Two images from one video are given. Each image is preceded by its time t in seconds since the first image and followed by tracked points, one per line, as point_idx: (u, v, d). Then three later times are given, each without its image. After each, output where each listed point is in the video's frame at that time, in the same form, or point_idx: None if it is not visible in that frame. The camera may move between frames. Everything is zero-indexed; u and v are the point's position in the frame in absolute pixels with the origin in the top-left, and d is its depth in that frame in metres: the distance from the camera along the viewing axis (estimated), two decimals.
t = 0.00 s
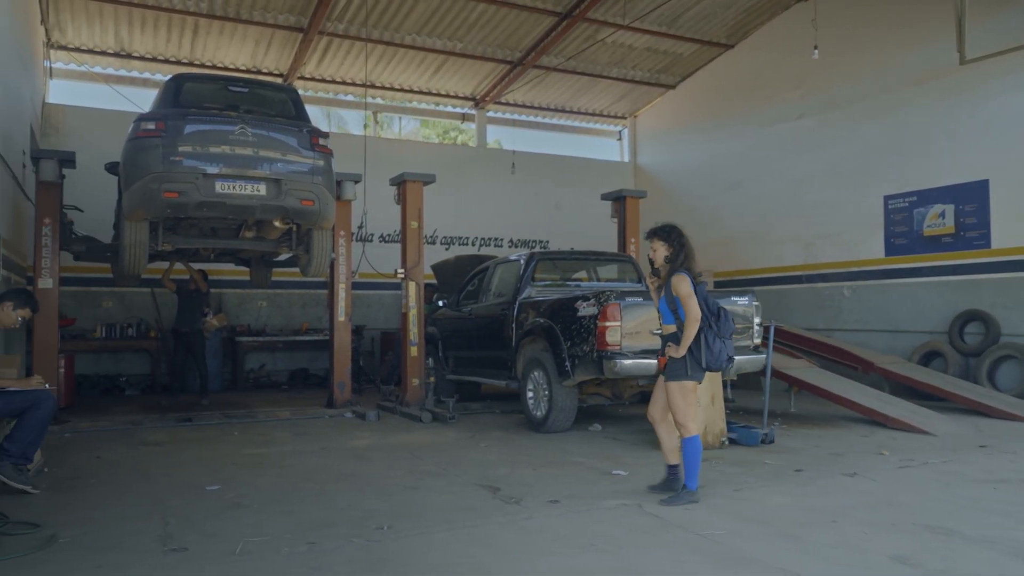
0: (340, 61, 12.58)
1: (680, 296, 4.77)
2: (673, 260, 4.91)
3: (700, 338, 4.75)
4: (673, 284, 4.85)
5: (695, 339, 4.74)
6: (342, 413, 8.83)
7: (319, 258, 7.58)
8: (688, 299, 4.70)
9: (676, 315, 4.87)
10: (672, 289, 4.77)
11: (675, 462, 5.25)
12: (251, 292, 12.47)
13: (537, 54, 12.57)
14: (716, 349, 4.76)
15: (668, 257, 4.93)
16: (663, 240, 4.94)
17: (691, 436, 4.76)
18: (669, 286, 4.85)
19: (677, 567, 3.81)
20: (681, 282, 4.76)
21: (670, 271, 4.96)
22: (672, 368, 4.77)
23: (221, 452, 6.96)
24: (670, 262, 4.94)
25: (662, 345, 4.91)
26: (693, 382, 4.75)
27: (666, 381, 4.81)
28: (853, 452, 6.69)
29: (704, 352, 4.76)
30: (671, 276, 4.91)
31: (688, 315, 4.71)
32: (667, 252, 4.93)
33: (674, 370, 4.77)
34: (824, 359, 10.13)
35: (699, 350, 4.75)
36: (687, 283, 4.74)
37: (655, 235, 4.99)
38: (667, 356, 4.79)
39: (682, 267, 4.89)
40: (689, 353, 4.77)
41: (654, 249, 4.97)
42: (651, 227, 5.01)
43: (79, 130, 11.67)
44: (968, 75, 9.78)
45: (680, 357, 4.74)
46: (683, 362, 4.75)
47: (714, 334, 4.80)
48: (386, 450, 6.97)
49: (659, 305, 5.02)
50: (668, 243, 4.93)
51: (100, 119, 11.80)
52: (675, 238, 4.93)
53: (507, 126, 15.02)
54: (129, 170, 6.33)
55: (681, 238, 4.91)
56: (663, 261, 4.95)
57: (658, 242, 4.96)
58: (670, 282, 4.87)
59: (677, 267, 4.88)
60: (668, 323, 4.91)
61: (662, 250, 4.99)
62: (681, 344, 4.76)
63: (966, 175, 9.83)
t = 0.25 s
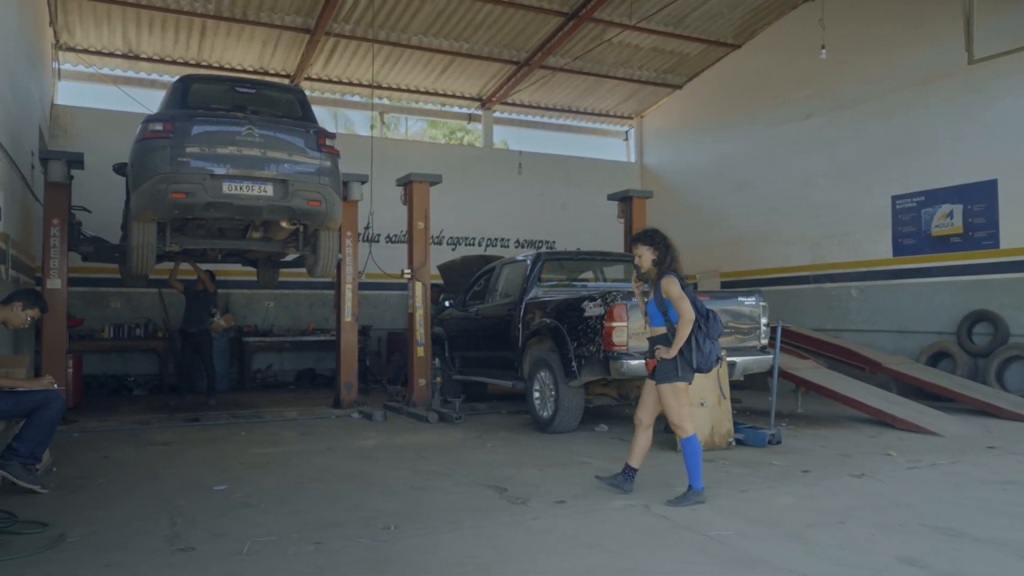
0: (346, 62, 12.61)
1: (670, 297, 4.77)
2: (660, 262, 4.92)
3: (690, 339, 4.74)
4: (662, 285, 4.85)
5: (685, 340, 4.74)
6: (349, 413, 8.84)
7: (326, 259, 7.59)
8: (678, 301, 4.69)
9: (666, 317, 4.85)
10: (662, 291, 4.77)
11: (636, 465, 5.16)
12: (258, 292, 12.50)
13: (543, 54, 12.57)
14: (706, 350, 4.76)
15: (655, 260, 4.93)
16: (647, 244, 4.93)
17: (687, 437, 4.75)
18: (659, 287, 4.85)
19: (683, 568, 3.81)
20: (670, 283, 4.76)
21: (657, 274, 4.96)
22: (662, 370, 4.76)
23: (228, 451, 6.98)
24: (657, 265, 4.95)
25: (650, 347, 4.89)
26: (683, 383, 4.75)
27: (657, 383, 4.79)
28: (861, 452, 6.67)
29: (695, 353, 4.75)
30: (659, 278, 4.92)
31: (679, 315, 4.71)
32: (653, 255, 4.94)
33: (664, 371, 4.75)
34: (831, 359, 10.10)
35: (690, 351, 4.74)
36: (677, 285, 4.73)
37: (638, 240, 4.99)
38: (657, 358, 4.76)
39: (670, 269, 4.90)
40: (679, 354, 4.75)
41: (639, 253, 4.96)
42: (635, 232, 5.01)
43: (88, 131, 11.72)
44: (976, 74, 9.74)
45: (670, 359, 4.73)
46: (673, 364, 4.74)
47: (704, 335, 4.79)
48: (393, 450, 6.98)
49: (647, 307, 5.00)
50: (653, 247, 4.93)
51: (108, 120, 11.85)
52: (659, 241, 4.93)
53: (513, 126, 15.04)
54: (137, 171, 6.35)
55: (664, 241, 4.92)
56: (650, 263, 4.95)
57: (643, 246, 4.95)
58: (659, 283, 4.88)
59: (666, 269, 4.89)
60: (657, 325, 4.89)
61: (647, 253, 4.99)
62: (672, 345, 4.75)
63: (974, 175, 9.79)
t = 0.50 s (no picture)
0: (355, 63, 12.64)
1: (660, 295, 4.78)
2: (647, 262, 4.94)
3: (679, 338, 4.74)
4: (651, 284, 4.86)
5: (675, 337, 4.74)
6: (357, 413, 8.87)
7: (335, 259, 7.61)
8: (669, 298, 4.70)
9: (655, 315, 4.84)
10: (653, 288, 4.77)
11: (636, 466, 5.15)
12: (267, 293, 12.54)
13: (552, 55, 12.57)
14: (694, 347, 4.79)
15: (642, 259, 4.94)
16: (633, 243, 4.94)
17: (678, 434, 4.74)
18: (648, 285, 4.86)
19: (692, 569, 3.80)
20: (661, 281, 4.78)
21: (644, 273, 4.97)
22: (651, 367, 4.71)
23: (238, 451, 7.01)
24: (644, 265, 4.97)
25: (638, 346, 4.85)
26: (671, 380, 4.72)
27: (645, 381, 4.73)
28: (871, 453, 6.65)
29: (683, 350, 4.76)
30: (646, 277, 4.92)
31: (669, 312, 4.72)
32: (640, 255, 4.95)
33: (652, 369, 4.71)
34: (841, 360, 10.06)
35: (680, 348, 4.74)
36: (667, 283, 4.75)
37: (623, 240, 4.98)
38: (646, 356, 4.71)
39: (657, 268, 4.93)
40: (668, 352, 4.74)
41: (625, 253, 4.95)
42: (619, 233, 5.01)
43: (99, 133, 11.79)
44: (988, 73, 9.69)
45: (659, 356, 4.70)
46: (662, 361, 4.71)
47: (692, 333, 4.82)
48: (401, 451, 6.99)
49: (633, 306, 4.97)
50: (639, 246, 4.94)
51: (119, 121, 11.91)
52: (645, 240, 4.95)
53: (522, 127, 15.05)
54: (147, 171, 6.38)
55: (650, 239, 4.95)
56: (637, 263, 4.97)
57: (629, 246, 4.96)
58: (647, 282, 4.88)
59: (653, 268, 4.91)
60: (645, 323, 4.85)
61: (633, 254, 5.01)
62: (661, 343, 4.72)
63: (985, 175, 9.73)
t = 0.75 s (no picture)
0: (367, 64, 12.67)
1: (659, 294, 4.78)
2: (638, 262, 4.91)
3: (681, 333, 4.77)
4: (648, 283, 4.85)
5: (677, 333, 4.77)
6: (369, 413, 8.89)
7: (347, 259, 7.62)
8: (669, 295, 4.71)
9: (655, 313, 4.83)
10: (653, 287, 4.76)
11: (648, 464, 5.16)
12: (280, 293, 12.60)
13: (563, 54, 12.56)
14: (694, 341, 4.84)
15: (634, 260, 4.90)
16: (624, 246, 4.87)
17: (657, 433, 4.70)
18: (645, 285, 4.84)
19: (704, 570, 3.79)
20: (659, 279, 4.78)
21: (637, 273, 4.94)
22: (655, 365, 4.71)
23: (251, 451, 7.04)
24: (636, 265, 4.94)
25: (639, 346, 4.82)
26: (675, 376, 4.73)
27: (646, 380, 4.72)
28: (885, 454, 6.60)
29: (685, 345, 4.81)
30: (642, 277, 4.89)
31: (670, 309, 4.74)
32: (631, 256, 4.91)
33: (656, 367, 4.71)
34: (854, 360, 10.01)
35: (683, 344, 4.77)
36: (666, 280, 4.76)
37: (612, 243, 4.91)
38: (650, 354, 4.70)
39: (650, 267, 4.92)
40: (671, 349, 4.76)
41: (617, 256, 4.89)
42: (608, 236, 4.94)
43: (112, 134, 11.86)
44: (1003, 71, 9.61)
45: (664, 353, 4.71)
46: (666, 358, 4.73)
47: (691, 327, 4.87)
48: (413, 450, 7.00)
49: (629, 307, 4.93)
50: (630, 248, 4.88)
51: (133, 122, 11.98)
52: (635, 241, 4.90)
53: (533, 126, 15.06)
54: (160, 172, 6.42)
55: (639, 240, 4.90)
56: (628, 265, 4.92)
57: (619, 248, 4.90)
58: (644, 282, 4.86)
59: (646, 267, 4.89)
60: (645, 322, 4.83)
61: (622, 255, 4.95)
62: (666, 340, 4.73)
63: (1000, 174, 9.66)
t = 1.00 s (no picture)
0: (376, 64, 12.70)
1: (668, 293, 4.78)
2: (641, 264, 4.86)
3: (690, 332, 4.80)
4: (654, 283, 4.84)
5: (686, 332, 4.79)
6: (379, 413, 8.91)
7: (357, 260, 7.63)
8: (678, 294, 4.74)
9: (661, 313, 4.83)
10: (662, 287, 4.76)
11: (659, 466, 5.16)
12: (290, 293, 12.63)
13: (572, 54, 12.56)
14: (700, 340, 4.87)
15: (637, 262, 4.86)
16: (627, 247, 4.83)
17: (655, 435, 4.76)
18: (653, 284, 4.83)
19: (715, 570, 3.78)
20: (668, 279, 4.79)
21: (640, 274, 4.90)
22: (664, 364, 4.72)
23: (262, 450, 7.07)
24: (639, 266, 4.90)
25: (646, 346, 4.79)
26: (683, 375, 4.76)
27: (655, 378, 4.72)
28: (896, 455, 6.57)
29: (692, 344, 4.83)
30: (646, 277, 4.86)
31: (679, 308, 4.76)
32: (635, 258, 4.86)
33: (666, 366, 4.72)
34: (865, 360, 9.96)
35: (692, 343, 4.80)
36: (675, 279, 4.78)
37: (614, 245, 4.87)
38: (661, 353, 4.68)
39: (653, 268, 4.89)
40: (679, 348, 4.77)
41: (620, 258, 4.83)
42: (610, 237, 4.88)
43: (124, 136, 11.94)
44: (1016, 70, 9.54)
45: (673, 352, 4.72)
46: (675, 357, 4.74)
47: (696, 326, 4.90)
48: (423, 450, 7.01)
49: (634, 307, 4.89)
50: (633, 249, 4.84)
51: (144, 124, 12.04)
52: (637, 242, 4.87)
53: (542, 127, 15.05)
54: (171, 173, 6.45)
55: (641, 241, 4.87)
56: (632, 267, 4.87)
57: (622, 250, 4.84)
58: (651, 282, 4.84)
59: (651, 268, 4.87)
60: (653, 322, 4.80)
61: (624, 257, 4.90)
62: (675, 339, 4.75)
63: (1013, 173, 9.59)
